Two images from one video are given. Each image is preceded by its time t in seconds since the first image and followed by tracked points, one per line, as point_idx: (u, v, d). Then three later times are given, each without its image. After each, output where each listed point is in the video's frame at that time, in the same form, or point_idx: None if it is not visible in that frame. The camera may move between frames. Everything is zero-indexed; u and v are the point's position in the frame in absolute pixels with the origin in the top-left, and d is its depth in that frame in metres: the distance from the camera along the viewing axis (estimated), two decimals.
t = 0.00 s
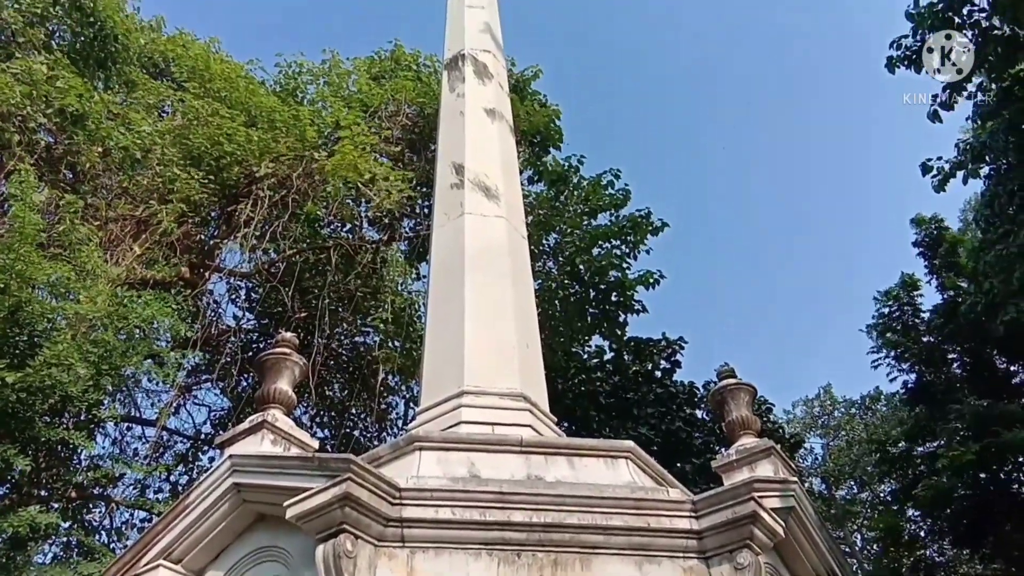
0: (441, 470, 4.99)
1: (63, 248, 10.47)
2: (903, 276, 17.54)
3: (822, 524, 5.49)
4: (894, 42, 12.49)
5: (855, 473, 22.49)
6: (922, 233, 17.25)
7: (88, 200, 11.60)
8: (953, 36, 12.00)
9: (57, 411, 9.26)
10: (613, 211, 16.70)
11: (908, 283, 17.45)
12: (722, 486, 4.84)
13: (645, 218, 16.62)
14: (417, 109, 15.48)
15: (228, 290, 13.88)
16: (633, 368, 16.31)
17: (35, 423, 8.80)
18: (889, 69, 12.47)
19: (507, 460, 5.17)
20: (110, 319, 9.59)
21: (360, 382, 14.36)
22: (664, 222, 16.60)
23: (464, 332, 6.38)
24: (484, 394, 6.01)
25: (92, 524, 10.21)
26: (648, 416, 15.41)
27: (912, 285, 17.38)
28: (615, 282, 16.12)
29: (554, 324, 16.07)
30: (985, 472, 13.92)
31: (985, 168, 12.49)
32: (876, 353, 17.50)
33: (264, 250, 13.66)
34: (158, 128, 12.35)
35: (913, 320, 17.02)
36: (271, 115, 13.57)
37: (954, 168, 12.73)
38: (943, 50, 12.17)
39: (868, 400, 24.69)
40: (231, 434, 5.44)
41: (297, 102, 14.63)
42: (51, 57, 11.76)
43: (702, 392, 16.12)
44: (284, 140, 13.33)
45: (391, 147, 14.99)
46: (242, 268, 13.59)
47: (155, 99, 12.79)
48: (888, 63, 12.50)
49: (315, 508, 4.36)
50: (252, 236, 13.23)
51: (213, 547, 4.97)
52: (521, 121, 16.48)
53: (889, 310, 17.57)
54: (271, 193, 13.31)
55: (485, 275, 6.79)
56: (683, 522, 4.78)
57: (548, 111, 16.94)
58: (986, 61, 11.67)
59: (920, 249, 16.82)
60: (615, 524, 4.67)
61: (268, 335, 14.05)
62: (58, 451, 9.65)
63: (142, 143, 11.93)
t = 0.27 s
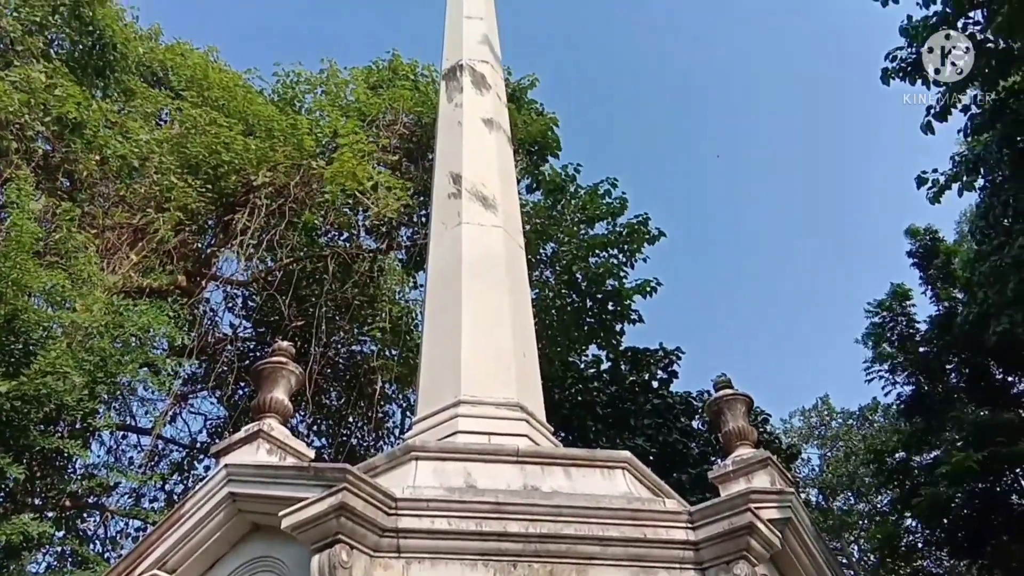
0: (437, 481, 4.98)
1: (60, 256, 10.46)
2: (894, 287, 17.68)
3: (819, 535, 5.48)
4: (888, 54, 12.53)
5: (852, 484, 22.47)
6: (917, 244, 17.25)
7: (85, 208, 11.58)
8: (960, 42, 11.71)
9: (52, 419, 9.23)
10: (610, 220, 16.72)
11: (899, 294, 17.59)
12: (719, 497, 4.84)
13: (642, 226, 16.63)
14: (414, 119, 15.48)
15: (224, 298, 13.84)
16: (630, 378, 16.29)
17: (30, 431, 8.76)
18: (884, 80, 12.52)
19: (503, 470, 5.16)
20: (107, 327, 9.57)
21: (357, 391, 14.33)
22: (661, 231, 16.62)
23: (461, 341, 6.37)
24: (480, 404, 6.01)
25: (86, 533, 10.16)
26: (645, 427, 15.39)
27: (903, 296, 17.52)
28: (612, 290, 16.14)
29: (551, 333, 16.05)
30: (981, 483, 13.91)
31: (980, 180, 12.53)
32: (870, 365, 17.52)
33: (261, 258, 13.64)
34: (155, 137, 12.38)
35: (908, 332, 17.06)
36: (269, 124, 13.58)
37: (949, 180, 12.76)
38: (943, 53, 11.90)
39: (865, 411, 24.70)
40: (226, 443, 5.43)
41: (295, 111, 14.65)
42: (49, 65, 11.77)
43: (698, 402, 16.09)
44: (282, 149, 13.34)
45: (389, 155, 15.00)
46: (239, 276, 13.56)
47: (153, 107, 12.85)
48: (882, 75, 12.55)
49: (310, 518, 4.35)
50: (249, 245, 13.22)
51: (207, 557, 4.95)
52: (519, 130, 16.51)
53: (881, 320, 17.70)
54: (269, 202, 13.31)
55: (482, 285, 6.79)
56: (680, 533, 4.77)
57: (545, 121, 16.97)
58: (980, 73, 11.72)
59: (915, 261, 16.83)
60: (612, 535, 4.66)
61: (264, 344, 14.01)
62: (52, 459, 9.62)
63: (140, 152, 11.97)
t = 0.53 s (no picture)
0: (440, 487, 4.97)
1: (62, 262, 10.46)
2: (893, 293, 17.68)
3: (822, 542, 5.45)
4: (889, 59, 12.54)
5: (856, 490, 22.40)
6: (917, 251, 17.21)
7: (88, 214, 11.59)
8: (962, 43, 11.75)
9: (54, 425, 9.23)
10: (612, 225, 16.72)
11: (898, 300, 17.57)
12: (722, 504, 4.82)
13: (644, 229, 16.65)
14: (416, 124, 15.50)
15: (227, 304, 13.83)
16: (633, 384, 16.26)
17: (31, 438, 8.75)
18: (885, 85, 12.53)
19: (505, 477, 5.15)
20: (109, 333, 9.58)
21: (360, 397, 14.31)
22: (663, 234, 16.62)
23: (463, 348, 6.37)
24: (482, 410, 6.00)
25: (88, 540, 10.14)
26: (648, 434, 15.35)
27: (902, 302, 17.51)
28: (614, 295, 16.14)
29: (554, 339, 16.03)
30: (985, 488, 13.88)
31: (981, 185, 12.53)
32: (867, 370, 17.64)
33: (263, 264, 13.64)
34: (158, 143, 12.42)
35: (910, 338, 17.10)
36: (271, 130, 13.60)
37: (951, 186, 12.75)
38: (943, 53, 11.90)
39: (868, 417, 24.65)
40: (229, 449, 5.42)
41: (297, 117, 14.67)
42: (52, 72, 11.80)
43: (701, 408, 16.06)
44: (284, 155, 13.31)
45: (391, 160, 15.01)
46: (242, 282, 13.55)
47: (156, 113, 12.89)
48: (883, 80, 12.55)
49: (312, 525, 4.34)
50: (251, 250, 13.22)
51: (209, 564, 4.94)
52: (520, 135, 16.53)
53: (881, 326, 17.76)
54: (271, 208, 13.32)
55: (484, 290, 6.78)
56: (682, 540, 4.76)
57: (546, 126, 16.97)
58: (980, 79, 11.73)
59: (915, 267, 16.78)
60: (614, 542, 4.65)
61: (266, 350, 13.98)
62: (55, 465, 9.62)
63: (142, 158, 12.03)
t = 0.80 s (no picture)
0: (443, 497, 4.96)
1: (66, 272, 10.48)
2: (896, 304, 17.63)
3: (826, 552, 5.42)
4: (890, 66, 12.56)
5: (860, 500, 22.32)
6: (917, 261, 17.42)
7: (92, 223, 11.61)
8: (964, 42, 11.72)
9: (57, 435, 9.23)
10: (615, 234, 16.72)
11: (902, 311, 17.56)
12: (725, 514, 4.81)
13: (647, 238, 16.64)
14: (419, 134, 15.53)
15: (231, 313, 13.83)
16: (636, 394, 16.24)
17: (34, 447, 8.74)
18: (886, 93, 12.53)
19: (508, 487, 5.14)
20: (112, 343, 9.59)
21: (363, 406, 14.30)
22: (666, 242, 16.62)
23: (466, 356, 6.36)
24: (485, 419, 5.99)
25: (91, 550, 10.12)
26: (651, 443, 15.33)
27: (906, 313, 17.45)
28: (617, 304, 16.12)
29: (556, 348, 16.02)
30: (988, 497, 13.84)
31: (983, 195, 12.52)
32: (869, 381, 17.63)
33: (266, 273, 13.66)
34: (162, 153, 12.46)
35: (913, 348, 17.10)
36: (274, 140, 13.63)
37: (953, 194, 12.74)
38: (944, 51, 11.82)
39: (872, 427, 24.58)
40: (231, 459, 5.41)
41: (301, 127, 14.71)
42: (57, 82, 11.85)
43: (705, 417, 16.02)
44: (287, 164, 13.36)
45: (394, 169, 15.03)
46: (245, 291, 13.56)
47: (160, 123, 12.94)
48: (885, 87, 12.56)
49: (314, 535, 4.33)
50: (254, 259, 13.25)
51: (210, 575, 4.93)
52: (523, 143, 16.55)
53: (884, 337, 17.70)
54: (275, 217, 13.34)
55: (487, 300, 6.78)
56: (686, 551, 4.74)
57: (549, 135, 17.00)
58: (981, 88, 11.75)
59: (917, 276, 16.89)
60: (618, 552, 4.63)
61: (269, 358, 13.98)
62: (57, 475, 9.62)
63: (146, 168, 12.07)
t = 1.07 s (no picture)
0: (443, 511, 4.94)
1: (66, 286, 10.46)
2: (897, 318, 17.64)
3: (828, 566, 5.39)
4: (886, 77, 12.60)
5: (862, 514, 22.24)
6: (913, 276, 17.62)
7: (92, 237, 11.61)
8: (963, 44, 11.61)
9: (56, 449, 9.20)
10: (614, 247, 16.73)
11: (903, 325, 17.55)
12: (727, 528, 4.79)
13: (647, 251, 16.64)
14: (419, 147, 15.56)
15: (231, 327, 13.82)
16: (636, 407, 16.20)
17: (33, 462, 8.70)
18: (883, 104, 12.57)
19: (508, 501, 5.12)
20: (111, 357, 9.57)
21: (363, 419, 14.27)
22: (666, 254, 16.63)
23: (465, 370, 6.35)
24: (485, 433, 5.97)
25: (89, 565, 10.06)
26: (652, 456, 15.28)
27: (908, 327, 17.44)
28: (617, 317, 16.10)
29: (557, 361, 15.99)
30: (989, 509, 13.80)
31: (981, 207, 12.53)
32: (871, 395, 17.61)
33: (266, 287, 13.66)
34: (162, 167, 12.48)
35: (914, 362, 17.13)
36: (275, 154, 13.65)
37: (951, 206, 12.76)
38: (944, 53, 11.66)
39: (874, 439, 24.53)
40: (230, 473, 5.39)
41: (301, 141, 14.75)
42: (59, 97, 11.88)
43: (705, 430, 15.98)
44: (287, 178, 13.39)
45: (394, 183, 15.06)
46: (245, 304, 13.55)
47: (161, 138, 12.98)
48: (881, 98, 12.59)
49: (313, 550, 4.30)
50: (254, 272, 13.21)
51: None
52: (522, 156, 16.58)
53: (886, 352, 17.72)
54: (275, 231, 13.35)
55: (487, 313, 6.78)
56: (687, 565, 4.72)
57: (549, 148, 17.04)
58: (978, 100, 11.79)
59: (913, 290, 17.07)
60: (618, 567, 4.61)
61: (269, 372, 13.96)
62: (56, 489, 9.59)
63: (146, 182, 12.08)
